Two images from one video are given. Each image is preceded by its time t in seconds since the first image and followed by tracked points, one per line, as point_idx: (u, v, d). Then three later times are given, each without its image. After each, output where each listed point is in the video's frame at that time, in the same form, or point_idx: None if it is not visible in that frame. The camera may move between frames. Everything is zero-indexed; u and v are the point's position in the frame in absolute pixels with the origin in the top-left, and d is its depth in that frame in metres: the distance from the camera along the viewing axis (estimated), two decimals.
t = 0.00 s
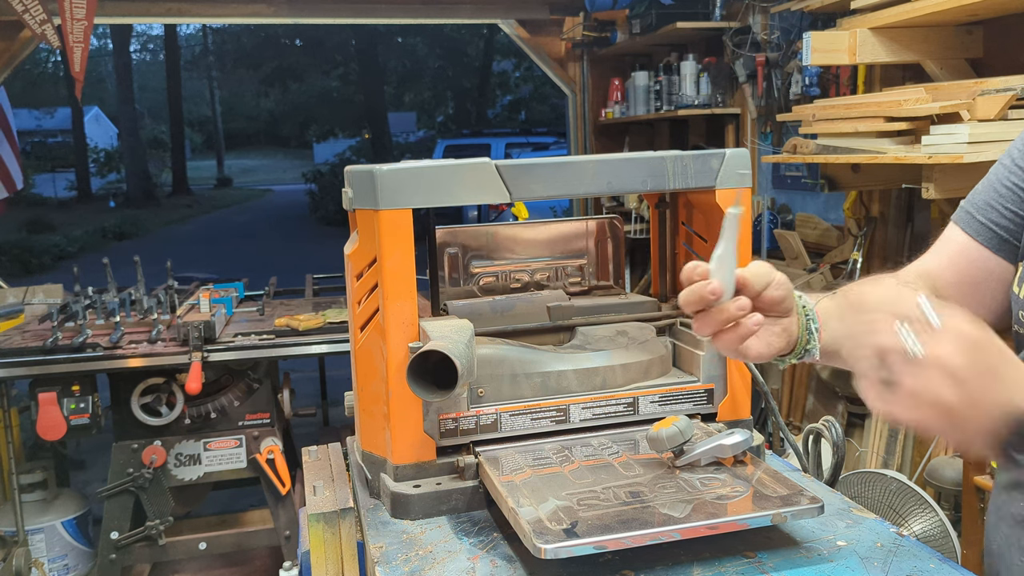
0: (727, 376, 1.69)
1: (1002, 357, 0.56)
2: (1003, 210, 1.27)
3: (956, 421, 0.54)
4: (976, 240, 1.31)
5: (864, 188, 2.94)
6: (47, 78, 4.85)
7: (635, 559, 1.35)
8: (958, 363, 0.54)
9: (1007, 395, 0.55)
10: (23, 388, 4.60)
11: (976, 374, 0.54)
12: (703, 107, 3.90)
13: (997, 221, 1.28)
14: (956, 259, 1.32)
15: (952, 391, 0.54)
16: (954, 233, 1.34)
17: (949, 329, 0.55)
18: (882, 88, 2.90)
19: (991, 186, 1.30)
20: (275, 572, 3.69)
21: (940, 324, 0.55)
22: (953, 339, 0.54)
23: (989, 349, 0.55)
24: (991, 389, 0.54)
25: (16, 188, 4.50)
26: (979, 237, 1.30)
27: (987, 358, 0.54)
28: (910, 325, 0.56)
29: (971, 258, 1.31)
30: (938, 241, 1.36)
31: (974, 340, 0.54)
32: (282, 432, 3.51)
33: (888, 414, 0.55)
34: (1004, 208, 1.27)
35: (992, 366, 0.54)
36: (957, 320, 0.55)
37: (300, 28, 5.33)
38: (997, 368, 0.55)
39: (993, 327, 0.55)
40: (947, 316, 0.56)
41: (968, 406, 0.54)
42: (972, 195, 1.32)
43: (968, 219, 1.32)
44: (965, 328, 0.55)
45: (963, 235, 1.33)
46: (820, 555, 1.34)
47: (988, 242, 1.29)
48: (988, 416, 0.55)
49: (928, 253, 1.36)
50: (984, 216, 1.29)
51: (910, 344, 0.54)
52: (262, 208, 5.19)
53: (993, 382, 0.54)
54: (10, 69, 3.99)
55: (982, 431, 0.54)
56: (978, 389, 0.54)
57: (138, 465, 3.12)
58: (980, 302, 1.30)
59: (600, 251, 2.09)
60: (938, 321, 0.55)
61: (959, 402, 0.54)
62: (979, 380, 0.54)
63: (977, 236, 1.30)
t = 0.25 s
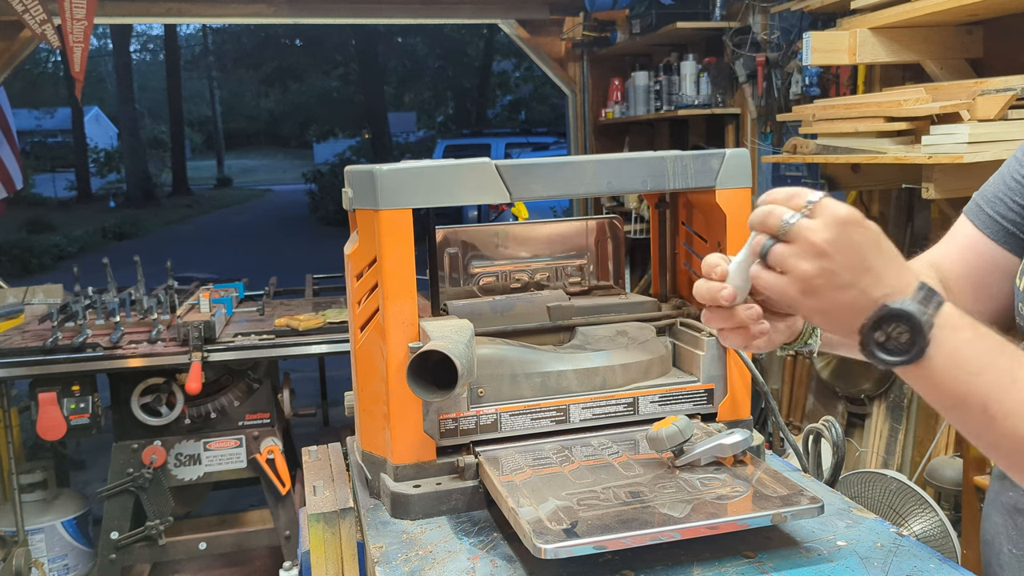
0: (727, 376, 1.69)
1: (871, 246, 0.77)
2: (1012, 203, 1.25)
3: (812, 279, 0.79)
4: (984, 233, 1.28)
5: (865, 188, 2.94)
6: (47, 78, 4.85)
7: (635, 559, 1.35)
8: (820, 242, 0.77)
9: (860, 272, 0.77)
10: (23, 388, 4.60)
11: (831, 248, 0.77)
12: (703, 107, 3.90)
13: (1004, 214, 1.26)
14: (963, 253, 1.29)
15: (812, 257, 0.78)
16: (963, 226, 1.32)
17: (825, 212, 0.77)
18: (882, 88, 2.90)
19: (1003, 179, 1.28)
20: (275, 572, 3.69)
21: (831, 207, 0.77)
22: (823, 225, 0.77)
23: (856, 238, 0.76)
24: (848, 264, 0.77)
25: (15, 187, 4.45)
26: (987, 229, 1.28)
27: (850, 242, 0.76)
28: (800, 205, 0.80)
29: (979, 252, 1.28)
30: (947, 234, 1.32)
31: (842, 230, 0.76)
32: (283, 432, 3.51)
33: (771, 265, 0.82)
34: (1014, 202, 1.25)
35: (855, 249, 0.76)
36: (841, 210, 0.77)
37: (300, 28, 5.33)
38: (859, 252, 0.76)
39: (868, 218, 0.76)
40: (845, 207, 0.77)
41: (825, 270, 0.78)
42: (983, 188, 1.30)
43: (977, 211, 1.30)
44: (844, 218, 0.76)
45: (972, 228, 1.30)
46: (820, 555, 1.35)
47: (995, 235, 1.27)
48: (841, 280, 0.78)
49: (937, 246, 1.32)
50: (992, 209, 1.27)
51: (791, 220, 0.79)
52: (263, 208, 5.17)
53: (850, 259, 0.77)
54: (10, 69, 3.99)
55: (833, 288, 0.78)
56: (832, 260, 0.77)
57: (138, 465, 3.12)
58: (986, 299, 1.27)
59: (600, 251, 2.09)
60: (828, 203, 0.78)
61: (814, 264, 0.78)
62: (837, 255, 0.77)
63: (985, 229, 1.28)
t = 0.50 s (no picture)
0: (727, 376, 1.69)
1: (830, 285, 0.84)
2: (1011, 202, 1.26)
3: (778, 316, 0.88)
4: (984, 232, 1.31)
5: (865, 188, 2.94)
6: (47, 78, 4.85)
7: (635, 559, 1.35)
8: (780, 283, 0.86)
9: (820, 309, 0.85)
10: (23, 388, 4.60)
11: (790, 288, 0.85)
12: (703, 107, 3.90)
13: (1003, 214, 1.27)
14: (964, 249, 1.31)
15: (774, 294, 0.87)
16: (964, 225, 1.35)
17: (784, 254, 0.86)
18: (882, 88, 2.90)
19: (1003, 177, 1.29)
20: (275, 572, 3.69)
21: (791, 251, 0.85)
22: (782, 267, 0.86)
23: (814, 278, 0.84)
24: (807, 303, 0.86)
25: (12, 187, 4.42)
26: (987, 228, 1.30)
27: (807, 281, 0.84)
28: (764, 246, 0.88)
29: (978, 249, 1.31)
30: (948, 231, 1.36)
31: (801, 272, 0.84)
32: (282, 432, 3.51)
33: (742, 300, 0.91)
34: (1013, 201, 1.26)
35: (812, 288, 0.85)
36: (800, 253, 0.85)
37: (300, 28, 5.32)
38: (817, 291, 0.84)
39: (823, 261, 0.83)
40: (805, 249, 0.85)
41: (788, 307, 0.87)
42: (983, 187, 1.32)
43: (977, 210, 1.32)
44: (801, 261, 0.84)
45: (972, 226, 1.33)
46: (820, 555, 1.34)
47: (994, 234, 1.30)
48: (801, 314, 0.86)
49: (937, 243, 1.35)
50: (991, 207, 1.29)
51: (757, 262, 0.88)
52: (262, 208, 5.19)
53: (808, 298, 0.85)
54: (10, 69, 3.99)
55: (796, 323, 0.87)
56: (791, 298, 0.86)
57: (138, 465, 3.12)
58: (986, 294, 1.30)
59: (600, 251, 2.09)
60: (788, 244, 0.86)
61: (777, 301, 0.87)
62: (795, 295, 0.85)
63: (983, 228, 1.31)
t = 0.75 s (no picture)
0: (727, 377, 1.69)
1: (810, 310, 0.89)
2: (1013, 206, 1.26)
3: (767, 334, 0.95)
4: (987, 235, 1.31)
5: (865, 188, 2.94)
6: (47, 78, 4.85)
7: (635, 559, 1.35)
8: (763, 306, 0.93)
9: (804, 331, 0.91)
10: (23, 388, 4.60)
11: (770, 312, 0.92)
12: (703, 107, 3.89)
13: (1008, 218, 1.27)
14: (968, 252, 1.32)
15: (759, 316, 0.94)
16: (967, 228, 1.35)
17: (764, 279, 0.92)
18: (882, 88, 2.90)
19: (1004, 179, 1.28)
20: (275, 572, 3.69)
21: (771, 278, 0.91)
22: (764, 292, 0.92)
23: (790, 304, 0.90)
24: (789, 326, 0.91)
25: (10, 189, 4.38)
26: (990, 232, 1.31)
27: (785, 305, 0.90)
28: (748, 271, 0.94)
29: (982, 253, 1.31)
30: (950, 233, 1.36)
31: (778, 299, 0.90)
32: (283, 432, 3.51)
33: (737, 317, 0.99)
34: (1014, 203, 1.26)
35: (791, 311, 0.90)
36: (777, 280, 0.90)
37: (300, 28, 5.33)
38: (796, 315, 0.90)
39: (795, 292, 0.89)
40: (784, 277, 0.90)
41: (774, 328, 0.93)
42: (986, 189, 1.31)
43: (980, 213, 1.32)
44: (777, 289, 0.90)
45: (976, 229, 1.33)
46: (820, 555, 1.34)
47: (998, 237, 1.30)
48: (787, 332, 0.93)
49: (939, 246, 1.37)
50: (994, 210, 1.29)
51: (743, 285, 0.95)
52: (262, 208, 5.19)
53: (789, 321, 0.91)
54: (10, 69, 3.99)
55: (784, 342, 0.94)
56: (772, 320, 0.93)
57: (138, 465, 3.12)
58: (991, 296, 1.32)
59: (600, 251, 2.09)
60: (767, 271, 0.92)
61: (762, 322, 0.94)
62: (777, 319, 0.92)
63: (986, 231, 1.31)
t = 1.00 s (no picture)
0: (727, 377, 1.69)
1: (825, 311, 0.88)
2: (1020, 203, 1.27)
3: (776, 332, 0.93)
4: (992, 233, 1.32)
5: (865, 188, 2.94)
6: (47, 78, 4.85)
7: (635, 559, 1.35)
8: (776, 305, 0.91)
9: (816, 330, 0.90)
10: (23, 388, 4.60)
11: (784, 312, 0.90)
12: (703, 107, 3.89)
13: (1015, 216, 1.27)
14: (974, 250, 1.33)
15: (770, 313, 0.92)
16: (971, 226, 1.36)
17: (778, 278, 0.90)
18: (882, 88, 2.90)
19: (1010, 177, 1.29)
20: (275, 572, 3.69)
21: (786, 276, 0.89)
22: (778, 290, 0.90)
23: (804, 303, 0.88)
24: (801, 325, 0.90)
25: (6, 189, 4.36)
26: (995, 230, 1.31)
27: (800, 305, 0.89)
28: (760, 268, 0.92)
29: (988, 251, 1.32)
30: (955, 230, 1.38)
31: (793, 298, 0.89)
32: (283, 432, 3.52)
33: (745, 312, 0.96)
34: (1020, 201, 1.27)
35: (806, 310, 0.89)
36: (793, 279, 0.88)
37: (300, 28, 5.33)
38: (810, 314, 0.89)
39: (813, 293, 0.87)
40: (799, 276, 0.88)
41: (785, 326, 0.91)
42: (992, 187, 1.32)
43: (986, 211, 1.32)
44: (793, 289, 0.88)
45: (981, 228, 1.34)
46: (820, 555, 1.34)
47: (1003, 236, 1.31)
48: (797, 331, 0.91)
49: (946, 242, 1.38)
50: (1001, 208, 1.29)
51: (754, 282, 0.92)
52: (262, 208, 5.18)
53: (802, 320, 0.90)
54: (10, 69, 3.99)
55: (793, 340, 0.92)
56: (785, 319, 0.91)
57: (138, 465, 3.12)
58: (997, 294, 1.32)
59: (600, 251, 2.10)
60: (782, 269, 0.90)
61: (773, 320, 0.92)
62: (790, 319, 0.90)
63: (991, 229, 1.32)
